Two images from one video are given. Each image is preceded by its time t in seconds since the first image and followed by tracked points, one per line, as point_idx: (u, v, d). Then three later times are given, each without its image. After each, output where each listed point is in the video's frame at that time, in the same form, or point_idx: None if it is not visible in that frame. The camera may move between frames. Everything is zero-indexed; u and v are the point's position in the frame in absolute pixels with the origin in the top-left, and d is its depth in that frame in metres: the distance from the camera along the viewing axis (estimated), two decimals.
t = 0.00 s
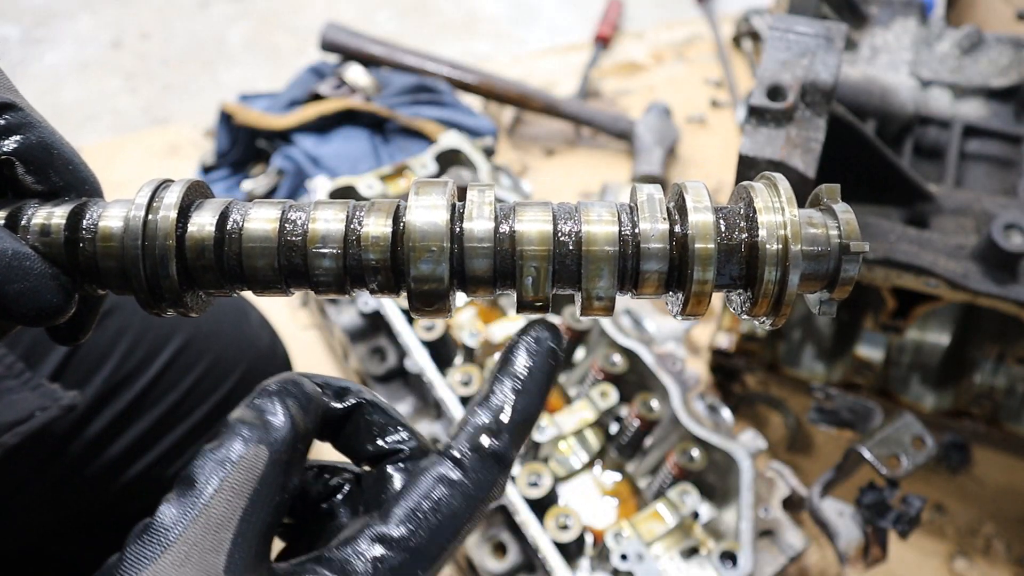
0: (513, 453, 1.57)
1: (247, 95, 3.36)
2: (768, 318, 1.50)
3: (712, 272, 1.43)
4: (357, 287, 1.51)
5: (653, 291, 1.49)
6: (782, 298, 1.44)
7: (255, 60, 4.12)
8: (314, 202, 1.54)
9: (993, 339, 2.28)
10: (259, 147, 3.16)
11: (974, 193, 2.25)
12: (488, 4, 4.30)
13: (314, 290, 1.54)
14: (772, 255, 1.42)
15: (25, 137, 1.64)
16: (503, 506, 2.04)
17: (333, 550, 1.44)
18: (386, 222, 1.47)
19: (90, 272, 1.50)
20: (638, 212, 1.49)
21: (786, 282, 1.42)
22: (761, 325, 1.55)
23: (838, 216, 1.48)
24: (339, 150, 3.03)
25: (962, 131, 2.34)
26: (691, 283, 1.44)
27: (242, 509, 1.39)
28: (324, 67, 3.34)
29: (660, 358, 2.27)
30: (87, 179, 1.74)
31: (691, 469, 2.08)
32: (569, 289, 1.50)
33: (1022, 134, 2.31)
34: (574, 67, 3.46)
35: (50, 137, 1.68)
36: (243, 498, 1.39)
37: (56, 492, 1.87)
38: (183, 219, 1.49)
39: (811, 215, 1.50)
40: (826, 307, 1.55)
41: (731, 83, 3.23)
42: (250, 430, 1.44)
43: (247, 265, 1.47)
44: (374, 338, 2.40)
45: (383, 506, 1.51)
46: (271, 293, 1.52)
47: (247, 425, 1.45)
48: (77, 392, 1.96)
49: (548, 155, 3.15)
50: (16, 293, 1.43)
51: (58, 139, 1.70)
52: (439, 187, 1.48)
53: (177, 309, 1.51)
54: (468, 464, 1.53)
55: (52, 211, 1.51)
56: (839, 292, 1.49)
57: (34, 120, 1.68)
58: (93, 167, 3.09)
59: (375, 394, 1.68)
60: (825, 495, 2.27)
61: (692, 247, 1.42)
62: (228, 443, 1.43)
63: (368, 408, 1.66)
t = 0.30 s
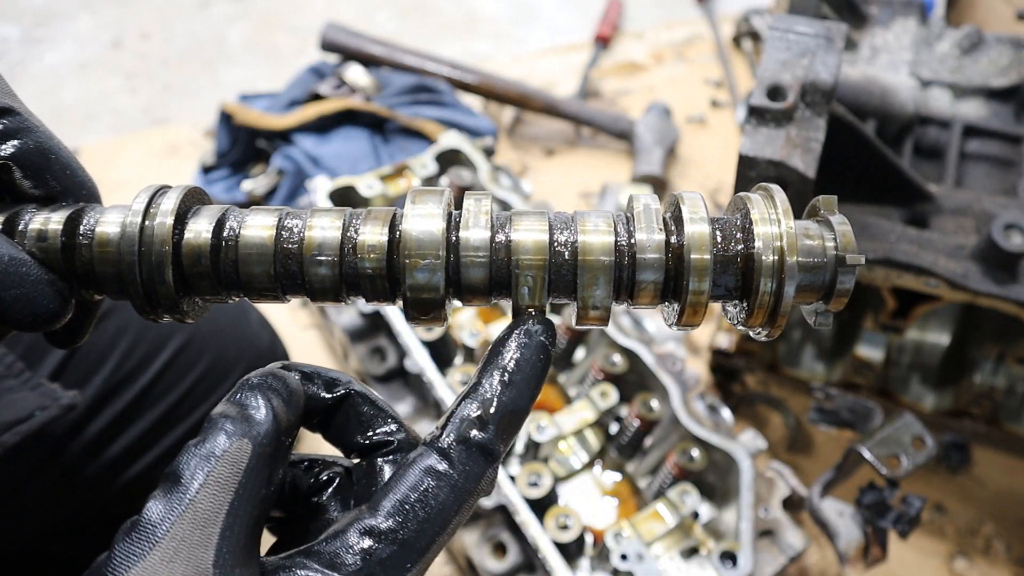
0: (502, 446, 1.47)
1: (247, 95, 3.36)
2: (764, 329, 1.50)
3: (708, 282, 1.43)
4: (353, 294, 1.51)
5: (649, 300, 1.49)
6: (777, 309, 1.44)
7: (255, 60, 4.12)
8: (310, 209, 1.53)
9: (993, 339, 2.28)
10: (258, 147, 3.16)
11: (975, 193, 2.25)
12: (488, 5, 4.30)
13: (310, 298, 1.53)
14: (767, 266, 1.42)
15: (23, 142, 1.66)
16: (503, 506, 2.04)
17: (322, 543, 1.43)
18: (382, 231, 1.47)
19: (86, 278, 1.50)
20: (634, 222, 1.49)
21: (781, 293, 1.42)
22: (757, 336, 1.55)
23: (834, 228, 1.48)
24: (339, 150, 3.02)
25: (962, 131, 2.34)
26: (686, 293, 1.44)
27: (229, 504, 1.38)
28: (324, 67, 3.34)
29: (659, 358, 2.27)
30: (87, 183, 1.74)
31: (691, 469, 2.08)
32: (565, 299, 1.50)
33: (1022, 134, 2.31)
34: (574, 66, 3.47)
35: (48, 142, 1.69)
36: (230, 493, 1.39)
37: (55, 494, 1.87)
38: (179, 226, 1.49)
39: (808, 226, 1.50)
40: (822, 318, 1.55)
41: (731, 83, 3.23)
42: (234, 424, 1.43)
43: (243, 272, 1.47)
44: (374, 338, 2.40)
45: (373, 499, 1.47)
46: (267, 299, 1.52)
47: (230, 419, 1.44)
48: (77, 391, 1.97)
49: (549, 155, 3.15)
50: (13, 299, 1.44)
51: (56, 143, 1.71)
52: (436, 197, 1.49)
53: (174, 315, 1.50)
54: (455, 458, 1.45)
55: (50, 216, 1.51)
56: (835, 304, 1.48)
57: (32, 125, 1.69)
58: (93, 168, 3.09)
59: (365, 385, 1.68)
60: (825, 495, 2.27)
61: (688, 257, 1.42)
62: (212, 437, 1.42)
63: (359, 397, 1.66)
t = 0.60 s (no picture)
0: (495, 441, 1.47)
1: (247, 95, 3.36)
2: (761, 325, 1.50)
3: (705, 279, 1.43)
4: (355, 292, 1.50)
5: (647, 297, 1.49)
6: (775, 305, 1.44)
7: (255, 60, 4.12)
8: (311, 208, 1.53)
9: (993, 339, 2.28)
10: (259, 147, 3.16)
11: (975, 193, 2.25)
12: (487, 5, 4.30)
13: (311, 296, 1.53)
14: (764, 263, 1.42)
15: (26, 142, 1.65)
16: (503, 506, 2.04)
17: (318, 534, 1.43)
18: (383, 229, 1.47)
19: (90, 277, 1.50)
20: (632, 219, 1.49)
21: (778, 289, 1.42)
22: (754, 332, 1.55)
23: (830, 225, 1.47)
24: (339, 149, 3.02)
25: (962, 131, 2.34)
26: (684, 290, 1.44)
27: (226, 499, 1.39)
28: (325, 67, 3.34)
29: (659, 358, 2.27)
30: (90, 183, 1.74)
31: (691, 469, 2.08)
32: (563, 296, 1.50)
33: (1022, 134, 2.31)
34: (574, 67, 3.47)
35: (51, 143, 1.69)
36: (226, 488, 1.39)
37: (55, 493, 1.87)
38: (182, 225, 1.48)
39: (804, 223, 1.49)
40: (818, 315, 1.53)
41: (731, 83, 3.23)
42: (228, 420, 1.42)
43: (245, 270, 1.47)
44: (374, 338, 2.40)
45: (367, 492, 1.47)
46: (268, 298, 1.52)
47: (223, 414, 1.43)
48: (78, 391, 1.97)
49: (549, 155, 3.15)
50: (17, 298, 1.44)
51: (59, 144, 1.71)
52: (435, 195, 1.48)
53: (176, 314, 1.50)
54: (449, 452, 1.45)
55: (54, 216, 1.51)
56: (831, 300, 1.48)
57: (35, 125, 1.69)
58: (94, 167, 3.10)
59: (363, 378, 1.68)
60: (825, 495, 2.27)
61: (685, 254, 1.42)
62: (207, 433, 1.41)
63: (356, 389, 1.66)
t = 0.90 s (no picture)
0: (490, 438, 1.49)
1: (247, 95, 3.36)
2: (764, 324, 1.50)
3: (707, 278, 1.42)
4: (351, 293, 1.50)
5: (648, 297, 1.49)
6: (778, 304, 1.44)
7: (255, 60, 4.12)
8: (307, 208, 1.53)
9: (993, 339, 2.28)
10: (258, 146, 3.16)
11: (975, 193, 2.25)
12: (487, 5, 4.30)
13: (307, 297, 1.53)
14: (767, 261, 1.42)
15: (20, 143, 1.66)
16: (503, 506, 2.03)
17: (315, 537, 1.44)
18: (379, 229, 1.47)
19: (83, 279, 1.50)
20: (632, 217, 1.49)
21: (781, 288, 1.42)
22: (757, 331, 1.55)
23: (835, 222, 1.47)
24: (339, 150, 3.02)
25: (962, 131, 2.34)
26: (686, 289, 1.44)
27: (222, 504, 1.39)
28: (324, 67, 3.34)
29: (659, 358, 2.26)
30: (84, 184, 1.73)
31: (691, 469, 2.09)
32: (563, 296, 1.50)
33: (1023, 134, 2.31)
34: (574, 66, 3.46)
35: (44, 144, 1.69)
36: (222, 493, 1.39)
37: (55, 494, 1.88)
38: (176, 226, 1.49)
39: (808, 220, 1.49)
40: (823, 314, 1.54)
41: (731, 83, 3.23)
42: (223, 424, 1.42)
43: (240, 271, 1.47)
44: (374, 338, 2.40)
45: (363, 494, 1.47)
46: (263, 299, 1.52)
47: (218, 418, 1.43)
48: (78, 392, 1.97)
49: (549, 155, 3.15)
50: (9, 300, 1.44)
51: (53, 145, 1.71)
52: (432, 194, 1.48)
53: (171, 315, 1.50)
54: (444, 451, 1.46)
55: (46, 218, 1.51)
56: (836, 299, 1.48)
57: (28, 126, 1.69)
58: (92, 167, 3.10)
59: (356, 380, 1.68)
60: (825, 495, 2.27)
61: (687, 252, 1.42)
62: (202, 438, 1.41)
63: (348, 390, 1.65)
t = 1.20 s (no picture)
0: (476, 435, 1.46)
1: (247, 95, 3.36)
2: (775, 319, 1.50)
3: (716, 273, 1.43)
4: (350, 289, 1.50)
5: (655, 292, 1.49)
6: (789, 299, 1.43)
7: (255, 60, 4.12)
8: (305, 202, 1.53)
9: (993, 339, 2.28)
10: (258, 146, 3.16)
11: (975, 193, 2.25)
12: (488, 5, 4.30)
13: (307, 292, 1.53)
14: (779, 256, 1.42)
15: (14, 137, 1.66)
16: (503, 506, 2.03)
17: (300, 552, 1.43)
18: (379, 223, 1.47)
19: (79, 275, 1.50)
20: (639, 211, 1.49)
21: (792, 283, 1.42)
22: (768, 327, 1.55)
23: (848, 215, 1.47)
24: (339, 149, 3.02)
25: (962, 131, 2.34)
26: (695, 285, 1.44)
27: (200, 512, 1.38)
28: (324, 67, 3.34)
29: (659, 360, 2.26)
30: (81, 179, 1.73)
31: (691, 469, 2.09)
32: (571, 290, 1.50)
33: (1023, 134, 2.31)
34: (574, 66, 3.46)
35: (39, 137, 1.69)
36: (201, 501, 1.38)
37: (55, 494, 1.87)
38: (172, 222, 1.48)
39: (821, 213, 1.49)
40: (835, 310, 1.55)
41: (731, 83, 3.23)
42: (208, 431, 1.42)
43: (238, 266, 1.47)
44: (374, 338, 2.40)
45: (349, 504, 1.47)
46: (261, 294, 1.52)
47: (205, 425, 1.43)
48: (77, 393, 1.97)
49: (549, 155, 3.15)
50: (4, 297, 1.44)
51: (48, 139, 1.71)
52: (434, 188, 1.48)
53: (168, 312, 1.50)
54: (429, 456, 1.45)
55: (40, 214, 1.51)
56: (849, 293, 1.47)
57: (21, 119, 1.69)
58: (91, 166, 3.10)
59: (368, 380, 1.67)
60: (825, 495, 2.27)
61: (696, 246, 1.42)
62: (185, 444, 1.41)
63: (361, 390, 1.65)
